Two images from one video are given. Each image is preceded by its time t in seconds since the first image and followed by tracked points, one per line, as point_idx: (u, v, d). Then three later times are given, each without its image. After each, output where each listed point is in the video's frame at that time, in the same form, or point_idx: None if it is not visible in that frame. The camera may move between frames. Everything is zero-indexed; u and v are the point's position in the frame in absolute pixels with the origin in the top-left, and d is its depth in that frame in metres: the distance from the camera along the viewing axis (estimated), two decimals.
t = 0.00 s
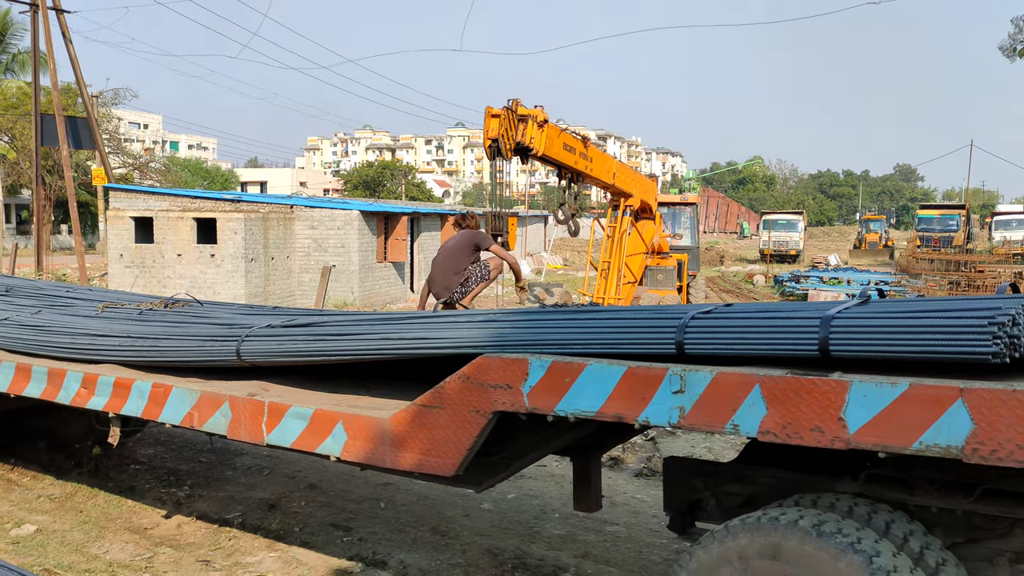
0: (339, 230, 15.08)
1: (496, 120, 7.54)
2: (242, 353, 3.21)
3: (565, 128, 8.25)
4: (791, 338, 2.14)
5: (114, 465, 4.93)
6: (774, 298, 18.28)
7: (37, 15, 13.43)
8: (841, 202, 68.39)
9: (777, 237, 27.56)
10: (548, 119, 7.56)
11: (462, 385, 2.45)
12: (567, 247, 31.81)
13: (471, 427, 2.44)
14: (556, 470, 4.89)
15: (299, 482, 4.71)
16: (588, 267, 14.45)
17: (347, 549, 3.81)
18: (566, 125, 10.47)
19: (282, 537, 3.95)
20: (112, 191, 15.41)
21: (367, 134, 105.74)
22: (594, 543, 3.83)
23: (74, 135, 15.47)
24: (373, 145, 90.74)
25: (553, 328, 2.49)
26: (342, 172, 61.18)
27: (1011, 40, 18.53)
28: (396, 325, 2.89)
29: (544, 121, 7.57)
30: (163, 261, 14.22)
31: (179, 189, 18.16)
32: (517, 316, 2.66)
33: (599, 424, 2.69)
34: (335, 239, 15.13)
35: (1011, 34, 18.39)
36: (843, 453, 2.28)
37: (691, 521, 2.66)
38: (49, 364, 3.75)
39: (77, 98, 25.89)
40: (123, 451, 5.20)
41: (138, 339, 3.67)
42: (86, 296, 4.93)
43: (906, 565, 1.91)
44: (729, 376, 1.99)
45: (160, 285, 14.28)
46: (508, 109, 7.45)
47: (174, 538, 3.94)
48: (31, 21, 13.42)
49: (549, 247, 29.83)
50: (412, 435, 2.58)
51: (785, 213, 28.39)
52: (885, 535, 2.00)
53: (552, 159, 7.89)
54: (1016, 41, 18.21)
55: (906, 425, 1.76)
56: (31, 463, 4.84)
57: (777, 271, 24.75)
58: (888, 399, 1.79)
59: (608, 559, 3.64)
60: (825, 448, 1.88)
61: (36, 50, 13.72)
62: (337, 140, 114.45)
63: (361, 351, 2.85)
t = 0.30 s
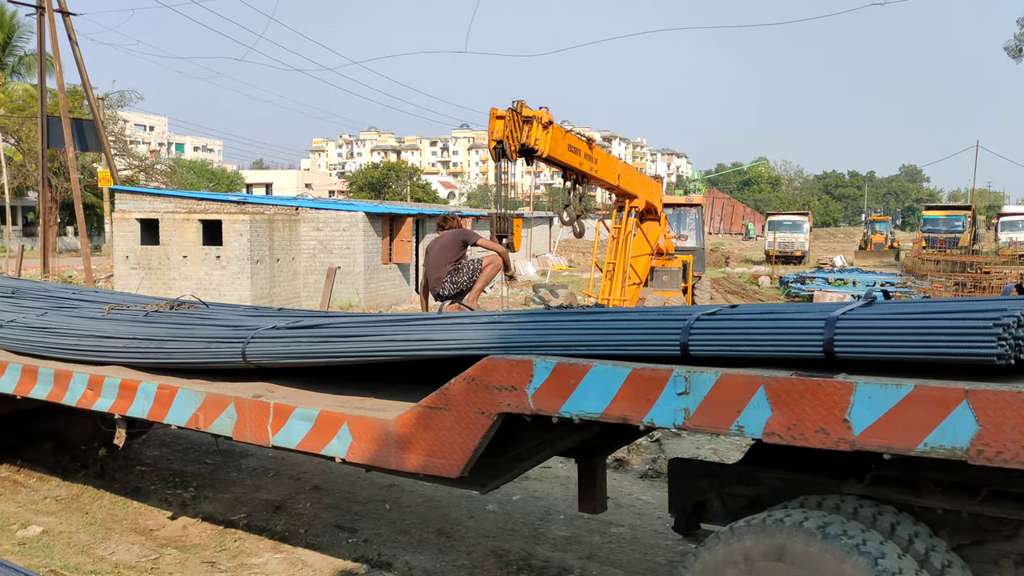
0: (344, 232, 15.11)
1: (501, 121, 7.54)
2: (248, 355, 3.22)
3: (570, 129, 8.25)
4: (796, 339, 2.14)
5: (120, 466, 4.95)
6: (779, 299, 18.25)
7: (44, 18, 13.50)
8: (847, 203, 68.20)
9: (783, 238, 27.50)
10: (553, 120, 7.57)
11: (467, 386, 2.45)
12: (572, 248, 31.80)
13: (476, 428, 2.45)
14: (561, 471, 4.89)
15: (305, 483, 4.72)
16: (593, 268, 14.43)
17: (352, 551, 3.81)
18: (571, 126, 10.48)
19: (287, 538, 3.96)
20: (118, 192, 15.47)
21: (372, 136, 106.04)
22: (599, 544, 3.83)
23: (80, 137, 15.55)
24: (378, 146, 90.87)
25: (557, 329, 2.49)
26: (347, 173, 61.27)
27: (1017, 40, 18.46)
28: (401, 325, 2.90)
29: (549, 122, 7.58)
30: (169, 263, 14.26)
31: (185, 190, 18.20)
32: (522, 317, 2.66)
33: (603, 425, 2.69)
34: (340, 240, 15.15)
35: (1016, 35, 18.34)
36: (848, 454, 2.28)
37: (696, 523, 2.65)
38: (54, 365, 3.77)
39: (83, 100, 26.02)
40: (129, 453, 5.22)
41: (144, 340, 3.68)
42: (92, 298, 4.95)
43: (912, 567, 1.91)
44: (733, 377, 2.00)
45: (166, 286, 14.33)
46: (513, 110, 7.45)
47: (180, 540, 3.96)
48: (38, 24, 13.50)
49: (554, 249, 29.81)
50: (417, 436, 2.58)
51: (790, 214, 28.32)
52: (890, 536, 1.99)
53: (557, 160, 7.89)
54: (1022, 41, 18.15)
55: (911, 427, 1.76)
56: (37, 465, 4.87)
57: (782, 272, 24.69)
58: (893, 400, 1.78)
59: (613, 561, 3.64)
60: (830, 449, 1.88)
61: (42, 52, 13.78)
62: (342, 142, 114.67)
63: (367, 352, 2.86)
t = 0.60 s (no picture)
0: (351, 234, 15.14)
1: (509, 123, 7.55)
2: (256, 356, 3.24)
3: (577, 132, 8.26)
4: (804, 341, 2.14)
5: (128, 468, 4.98)
6: (786, 301, 18.17)
7: (53, 21, 13.60)
8: (854, 206, 67.94)
9: (791, 240, 27.40)
10: (560, 122, 7.58)
11: (475, 388, 2.46)
12: (579, 250, 31.79)
13: (483, 430, 2.45)
14: (569, 473, 4.89)
15: (312, 485, 4.74)
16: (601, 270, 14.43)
17: (360, 552, 3.82)
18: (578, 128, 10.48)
19: (295, 540, 3.97)
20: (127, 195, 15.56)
21: (379, 138, 106.30)
22: (606, 547, 3.83)
23: (89, 139, 15.65)
24: (385, 148, 91.08)
25: (564, 331, 2.49)
26: (354, 176, 61.42)
27: None
28: (409, 327, 2.91)
29: (556, 124, 7.59)
30: (177, 265, 14.33)
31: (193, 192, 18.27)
32: (529, 318, 2.66)
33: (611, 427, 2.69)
34: (347, 242, 15.19)
35: None
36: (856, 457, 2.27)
37: (705, 525, 2.65)
38: (64, 367, 3.80)
39: (92, 103, 26.18)
40: (138, 454, 5.26)
41: (153, 341, 3.70)
42: (101, 299, 4.98)
43: (921, 570, 1.90)
44: (741, 379, 2.00)
45: (174, 288, 14.40)
46: (520, 112, 7.46)
47: (188, 541, 3.98)
48: (47, 27, 13.60)
49: (561, 251, 29.79)
50: (424, 438, 2.59)
51: (798, 216, 28.22)
52: (899, 539, 1.99)
53: (564, 162, 7.90)
54: None
55: (920, 429, 1.76)
56: (46, 466, 4.90)
57: (790, 274, 24.61)
58: (902, 402, 1.78)
59: (620, 563, 3.64)
60: (838, 452, 1.88)
61: (52, 55, 13.88)
62: (349, 144, 114.96)
63: (375, 354, 2.87)
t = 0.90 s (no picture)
0: (358, 236, 15.18)
1: (516, 125, 7.54)
2: (263, 359, 3.25)
3: (584, 133, 8.25)
4: (810, 344, 2.14)
5: (136, 470, 5.00)
6: (793, 303, 18.14)
7: (61, 24, 13.70)
8: (862, 207, 67.69)
9: (798, 242, 27.30)
10: (566, 124, 7.58)
11: (482, 391, 2.47)
12: (586, 252, 31.76)
13: (490, 433, 2.46)
14: (575, 476, 4.89)
15: (319, 487, 4.75)
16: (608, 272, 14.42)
17: (366, 554, 3.83)
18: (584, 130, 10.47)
19: (302, 542, 3.99)
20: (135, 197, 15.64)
21: (386, 140, 106.55)
22: (613, 549, 3.83)
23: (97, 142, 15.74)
24: (392, 151, 91.33)
25: (571, 334, 2.49)
26: (361, 178, 61.56)
27: None
28: (415, 330, 2.91)
29: (563, 126, 7.59)
30: (184, 267, 14.40)
31: (201, 195, 18.35)
32: (536, 321, 2.67)
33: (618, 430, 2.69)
34: (354, 245, 15.23)
35: None
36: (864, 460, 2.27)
37: (711, 528, 2.65)
38: (72, 369, 3.82)
39: (100, 106, 26.34)
40: (145, 456, 5.28)
41: (161, 344, 3.72)
42: (109, 301, 5.01)
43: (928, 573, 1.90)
44: (748, 382, 2.00)
45: (181, 290, 14.46)
46: (527, 114, 7.46)
47: (195, 543, 3.99)
48: (55, 30, 13.70)
49: (568, 253, 29.78)
50: (431, 440, 2.60)
51: (805, 218, 28.12)
52: (907, 542, 1.98)
53: (571, 164, 7.90)
54: None
55: (927, 431, 1.76)
56: (54, 468, 4.93)
57: (797, 276, 24.54)
58: (909, 405, 1.78)
59: (627, 565, 3.63)
60: (846, 454, 1.88)
61: (60, 58, 13.97)
62: (356, 147, 115.27)
63: (381, 356, 2.88)
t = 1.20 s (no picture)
0: (364, 238, 15.21)
1: (522, 128, 7.54)
2: (270, 361, 3.26)
3: (590, 136, 8.25)
4: (817, 347, 2.13)
5: (143, 471, 5.02)
6: (800, 306, 18.09)
7: (70, 27, 13.80)
8: (869, 210, 67.46)
9: (805, 244, 27.22)
10: (572, 127, 7.58)
11: (488, 393, 2.47)
12: (592, 255, 31.75)
13: (496, 435, 2.46)
14: (582, 479, 4.89)
15: (326, 489, 4.76)
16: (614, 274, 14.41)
17: (373, 557, 3.84)
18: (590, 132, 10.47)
19: (308, 544, 3.99)
20: (142, 199, 15.70)
21: (393, 143, 106.77)
22: (619, 552, 3.82)
23: (104, 144, 15.81)
24: (399, 154, 91.52)
25: (577, 337, 2.49)
26: (368, 181, 61.67)
27: None
28: (422, 332, 2.92)
29: (569, 129, 7.59)
30: (191, 270, 14.45)
31: (208, 198, 18.40)
32: (542, 324, 2.67)
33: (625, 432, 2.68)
34: (360, 247, 15.26)
35: None
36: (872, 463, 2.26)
37: (718, 531, 2.65)
38: (80, 371, 3.84)
39: (108, 109, 26.49)
40: (153, 458, 5.30)
41: (168, 346, 3.74)
42: (116, 304, 5.04)
43: None
44: (754, 385, 1.99)
45: (188, 292, 14.51)
46: (533, 117, 7.46)
47: (202, 545, 4.00)
48: (64, 33, 13.79)
49: (574, 255, 29.76)
50: (437, 442, 2.60)
51: (812, 220, 28.04)
52: (914, 546, 1.98)
53: (577, 167, 7.90)
54: None
55: (936, 433, 1.75)
56: (61, 470, 4.96)
57: (804, 279, 24.47)
58: (916, 408, 1.77)
59: (633, 568, 3.63)
60: (853, 457, 1.87)
61: (68, 61, 14.06)
62: (362, 150, 115.53)
63: (387, 358, 2.88)
